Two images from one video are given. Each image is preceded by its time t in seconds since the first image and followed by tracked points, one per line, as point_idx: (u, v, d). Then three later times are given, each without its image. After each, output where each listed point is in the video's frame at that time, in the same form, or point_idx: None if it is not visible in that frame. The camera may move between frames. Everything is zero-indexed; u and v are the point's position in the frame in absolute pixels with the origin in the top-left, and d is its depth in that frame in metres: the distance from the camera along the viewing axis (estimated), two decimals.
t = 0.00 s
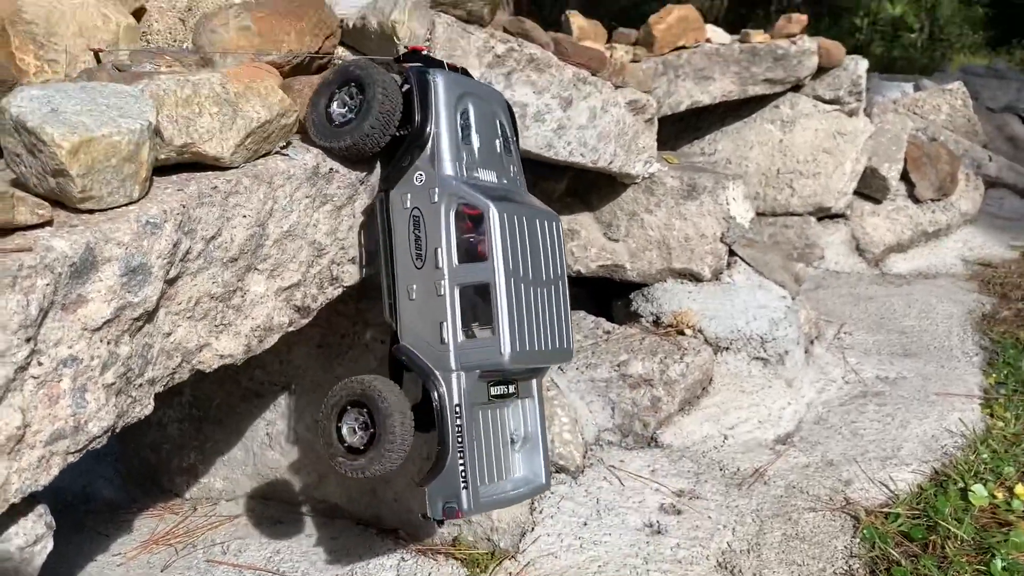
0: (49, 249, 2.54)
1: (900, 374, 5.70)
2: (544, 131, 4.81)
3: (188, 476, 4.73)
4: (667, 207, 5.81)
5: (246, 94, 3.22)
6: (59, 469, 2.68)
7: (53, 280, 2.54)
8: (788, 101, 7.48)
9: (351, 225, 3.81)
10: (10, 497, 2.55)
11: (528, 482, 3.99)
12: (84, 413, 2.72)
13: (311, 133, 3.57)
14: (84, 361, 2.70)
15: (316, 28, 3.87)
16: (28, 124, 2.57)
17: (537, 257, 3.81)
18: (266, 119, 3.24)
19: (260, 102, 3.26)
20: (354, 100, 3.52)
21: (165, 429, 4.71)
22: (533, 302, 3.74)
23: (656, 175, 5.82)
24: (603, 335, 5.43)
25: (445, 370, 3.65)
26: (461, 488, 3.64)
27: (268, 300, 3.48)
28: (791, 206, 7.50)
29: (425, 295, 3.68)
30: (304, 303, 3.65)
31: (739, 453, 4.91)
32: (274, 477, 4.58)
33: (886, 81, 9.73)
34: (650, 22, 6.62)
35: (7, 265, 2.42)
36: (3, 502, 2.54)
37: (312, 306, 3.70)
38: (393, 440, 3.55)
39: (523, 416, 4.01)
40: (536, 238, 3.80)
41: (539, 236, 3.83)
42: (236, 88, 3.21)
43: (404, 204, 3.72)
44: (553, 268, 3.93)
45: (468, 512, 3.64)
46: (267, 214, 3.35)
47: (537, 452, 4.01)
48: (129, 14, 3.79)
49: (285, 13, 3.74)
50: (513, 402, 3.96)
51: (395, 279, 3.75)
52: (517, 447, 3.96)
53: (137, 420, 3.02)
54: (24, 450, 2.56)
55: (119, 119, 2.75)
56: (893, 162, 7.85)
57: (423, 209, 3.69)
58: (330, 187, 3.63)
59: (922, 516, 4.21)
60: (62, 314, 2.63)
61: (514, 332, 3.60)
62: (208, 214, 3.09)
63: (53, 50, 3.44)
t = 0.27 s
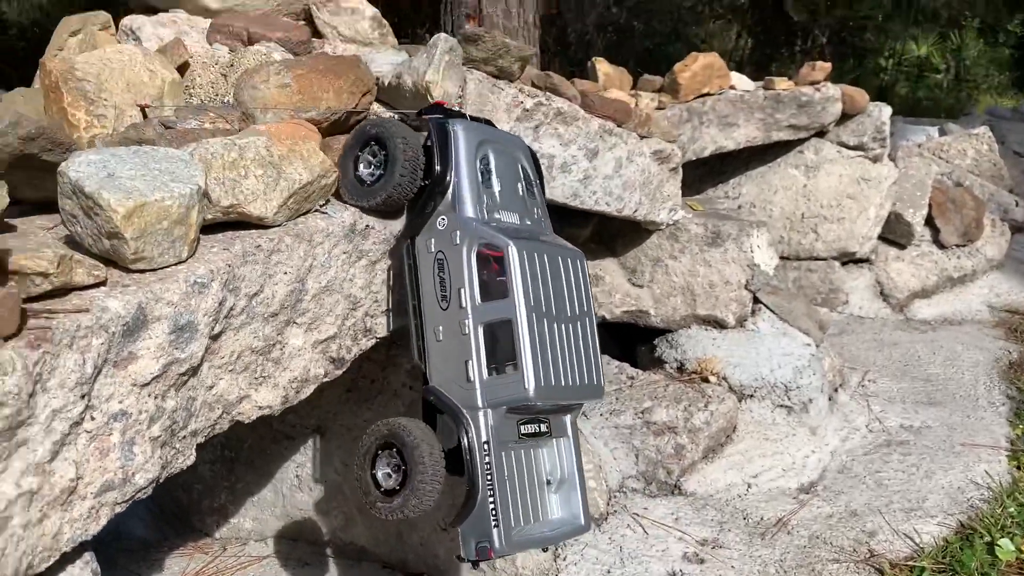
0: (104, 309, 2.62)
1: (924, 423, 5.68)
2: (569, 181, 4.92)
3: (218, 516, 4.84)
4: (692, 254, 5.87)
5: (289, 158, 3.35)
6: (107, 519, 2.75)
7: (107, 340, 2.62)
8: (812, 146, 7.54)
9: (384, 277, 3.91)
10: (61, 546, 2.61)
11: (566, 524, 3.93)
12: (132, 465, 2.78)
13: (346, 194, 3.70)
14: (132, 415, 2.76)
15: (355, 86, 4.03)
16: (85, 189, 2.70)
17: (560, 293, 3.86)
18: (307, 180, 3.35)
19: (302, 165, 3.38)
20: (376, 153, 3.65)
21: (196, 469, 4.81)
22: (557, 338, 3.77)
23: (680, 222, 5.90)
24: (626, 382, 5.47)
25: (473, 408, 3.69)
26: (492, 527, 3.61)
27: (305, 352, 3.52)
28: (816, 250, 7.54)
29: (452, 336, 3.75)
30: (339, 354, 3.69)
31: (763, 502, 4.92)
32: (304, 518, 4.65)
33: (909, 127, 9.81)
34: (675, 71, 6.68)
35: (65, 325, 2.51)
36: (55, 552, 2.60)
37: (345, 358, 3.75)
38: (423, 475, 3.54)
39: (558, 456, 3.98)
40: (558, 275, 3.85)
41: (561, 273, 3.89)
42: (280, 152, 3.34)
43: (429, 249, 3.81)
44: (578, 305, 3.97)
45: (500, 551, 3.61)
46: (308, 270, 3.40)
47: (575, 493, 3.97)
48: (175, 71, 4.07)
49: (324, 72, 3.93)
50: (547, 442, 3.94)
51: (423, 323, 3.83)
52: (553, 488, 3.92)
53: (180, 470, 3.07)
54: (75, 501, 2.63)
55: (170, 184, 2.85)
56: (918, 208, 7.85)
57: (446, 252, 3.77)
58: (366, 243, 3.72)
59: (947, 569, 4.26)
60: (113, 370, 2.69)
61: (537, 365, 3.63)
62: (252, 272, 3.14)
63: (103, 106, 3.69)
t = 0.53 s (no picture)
0: (150, 365, 2.76)
1: (949, 476, 5.67)
2: (595, 232, 5.08)
3: (246, 553, 4.91)
4: (716, 302, 5.94)
5: (325, 217, 3.50)
6: (145, 562, 2.87)
7: (151, 394, 2.76)
8: (840, 193, 7.50)
9: (412, 329, 4.04)
10: None
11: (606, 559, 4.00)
12: (170, 511, 2.91)
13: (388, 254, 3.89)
14: (172, 464, 2.90)
15: (389, 142, 4.25)
16: (135, 250, 2.86)
17: (586, 337, 3.95)
18: (341, 239, 3.50)
19: (337, 224, 3.53)
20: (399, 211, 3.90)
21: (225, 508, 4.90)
22: (586, 381, 3.87)
23: (705, 270, 5.97)
24: (650, 430, 5.56)
25: (508, 455, 3.78)
26: (534, 569, 3.72)
27: (335, 402, 3.65)
28: (844, 297, 7.56)
29: (485, 386, 3.84)
30: (366, 404, 3.83)
31: (783, 553, 4.96)
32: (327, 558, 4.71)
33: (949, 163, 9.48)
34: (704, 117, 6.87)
35: (114, 381, 2.65)
36: None
37: (373, 406, 3.89)
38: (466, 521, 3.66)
39: (595, 493, 4.05)
40: (584, 320, 3.94)
41: (587, 318, 3.98)
42: (317, 212, 3.49)
43: (458, 302, 3.89)
44: (605, 345, 4.06)
45: None
46: (339, 323, 3.53)
47: (613, 527, 4.04)
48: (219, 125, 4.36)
49: (359, 129, 4.17)
50: (584, 481, 4.01)
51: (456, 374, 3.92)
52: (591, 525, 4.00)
53: (214, 515, 3.18)
54: (117, 545, 2.76)
55: (214, 246, 3.03)
56: (948, 257, 7.73)
57: (475, 304, 3.85)
58: (395, 297, 3.87)
59: None
60: (156, 422, 2.83)
61: (568, 411, 3.74)
62: (287, 326, 3.27)
63: (149, 158, 3.97)
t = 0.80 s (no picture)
0: (163, 392, 2.81)
1: (968, 516, 5.59)
2: (611, 263, 5.12)
3: None
4: (733, 334, 5.93)
5: (340, 248, 3.53)
6: None
7: (164, 422, 2.79)
8: (860, 227, 7.47)
9: (424, 359, 4.01)
10: None
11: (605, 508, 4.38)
12: (180, 537, 2.93)
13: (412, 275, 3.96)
14: (182, 492, 2.92)
15: (407, 174, 4.30)
16: (153, 278, 2.94)
17: (589, 330, 4.02)
18: (356, 270, 3.53)
19: (352, 255, 3.55)
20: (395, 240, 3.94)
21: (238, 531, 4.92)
22: (591, 374, 4.00)
23: (722, 303, 5.95)
24: (663, 462, 5.52)
25: (526, 448, 4.00)
26: (557, 542, 4.04)
27: (345, 432, 3.62)
28: (863, 330, 7.53)
29: (497, 388, 3.99)
30: (377, 433, 3.79)
31: None
32: None
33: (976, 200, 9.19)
34: (722, 150, 6.88)
35: (127, 408, 2.71)
36: None
37: (384, 436, 3.84)
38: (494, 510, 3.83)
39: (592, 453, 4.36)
40: (585, 315, 4.00)
41: (587, 308, 4.04)
42: (332, 243, 3.54)
43: (464, 308, 3.95)
44: (604, 330, 4.12)
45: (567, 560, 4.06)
46: (351, 353, 3.52)
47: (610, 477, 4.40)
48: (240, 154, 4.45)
49: (377, 160, 4.26)
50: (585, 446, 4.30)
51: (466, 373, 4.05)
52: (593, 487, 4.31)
53: (223, 542, 3.18)
54: (126, 570, 2.79)
55: (229, 276, 3.09)
56: (969, 291, 7.68)
57: (482, 311, 3.93)
58: (408, 327, 3.83)
59: None
60: (168, 449, 2.86)
61: (581, 411, 3.91)
62: (299, 355, 3.28)
63: (171, 186, 4.06)
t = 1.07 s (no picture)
0: (169, 399, 2.82)
1: (975, 532, 5.55)
2: (617, 275, 5.14)
3: None
4: (738, 347, 5.92)
5: (347, 257, 3.54)
6: None
7: (170, 428, 2.80)
8: (867, 241, 7.46)
9: (431, 369, 3.97)
10: None
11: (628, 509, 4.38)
12: (184, 544, 2.93)
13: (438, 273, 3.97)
14: (187, 499, 2.92)
15: (415, 185, 4.34)
16: (161, 286, 2.96)
17: (607, 323, 4.06)
18: (363, 279, 3.54)
19: (358, 264, 3.56)
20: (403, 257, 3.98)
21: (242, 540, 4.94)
22: (612, 366, 4.02)
23: (728, 315, 5.94)
24: (669, 474, 5.52)
25: (554, 445, 3.97)
26: (592, 539, 4.00)
27: (350, 440, 3.62)
28: (869, 344, 7.52)
29: (521, 386, 3.97)
30: (383, 443, 3.79)
31: None
32: None
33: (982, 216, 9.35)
34: (729, 163, 6.87)
35: (133, 414, 2.71)
36: None
37: (389, 445, 3.83)
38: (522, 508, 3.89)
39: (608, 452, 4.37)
40: (603, 306, 4.04)
41: (604, 301, 4.09)
42: (339, 252, 3.55)
43: (485, 305, 3.96)
44: (619, 324, 4.18)
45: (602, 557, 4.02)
46: (357, 363, 3.52)
47: (628, 477, 4.39)
48: (249, 163, 4.48)
49: (386, 171, 4.29)
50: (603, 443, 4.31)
51: (487, 373, 4.04)
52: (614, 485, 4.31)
53: (227, 550, 3.18)
54: None
55: (237, 283, 3.11)
56: (976, 306, 7.65)
57: (502, 307, 3.94)
58: (414, 336, 3.81)
59: None
60: (174, 456, 2.87)
61: (609, 401, 3.92)
62: (306, 364, 3.29)
63: (179, 194, 4.08)
